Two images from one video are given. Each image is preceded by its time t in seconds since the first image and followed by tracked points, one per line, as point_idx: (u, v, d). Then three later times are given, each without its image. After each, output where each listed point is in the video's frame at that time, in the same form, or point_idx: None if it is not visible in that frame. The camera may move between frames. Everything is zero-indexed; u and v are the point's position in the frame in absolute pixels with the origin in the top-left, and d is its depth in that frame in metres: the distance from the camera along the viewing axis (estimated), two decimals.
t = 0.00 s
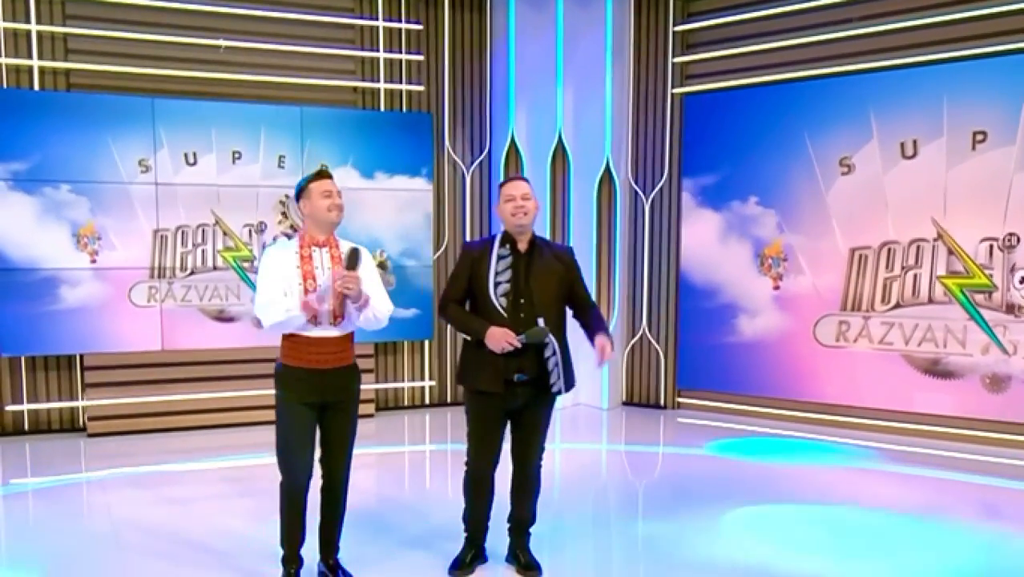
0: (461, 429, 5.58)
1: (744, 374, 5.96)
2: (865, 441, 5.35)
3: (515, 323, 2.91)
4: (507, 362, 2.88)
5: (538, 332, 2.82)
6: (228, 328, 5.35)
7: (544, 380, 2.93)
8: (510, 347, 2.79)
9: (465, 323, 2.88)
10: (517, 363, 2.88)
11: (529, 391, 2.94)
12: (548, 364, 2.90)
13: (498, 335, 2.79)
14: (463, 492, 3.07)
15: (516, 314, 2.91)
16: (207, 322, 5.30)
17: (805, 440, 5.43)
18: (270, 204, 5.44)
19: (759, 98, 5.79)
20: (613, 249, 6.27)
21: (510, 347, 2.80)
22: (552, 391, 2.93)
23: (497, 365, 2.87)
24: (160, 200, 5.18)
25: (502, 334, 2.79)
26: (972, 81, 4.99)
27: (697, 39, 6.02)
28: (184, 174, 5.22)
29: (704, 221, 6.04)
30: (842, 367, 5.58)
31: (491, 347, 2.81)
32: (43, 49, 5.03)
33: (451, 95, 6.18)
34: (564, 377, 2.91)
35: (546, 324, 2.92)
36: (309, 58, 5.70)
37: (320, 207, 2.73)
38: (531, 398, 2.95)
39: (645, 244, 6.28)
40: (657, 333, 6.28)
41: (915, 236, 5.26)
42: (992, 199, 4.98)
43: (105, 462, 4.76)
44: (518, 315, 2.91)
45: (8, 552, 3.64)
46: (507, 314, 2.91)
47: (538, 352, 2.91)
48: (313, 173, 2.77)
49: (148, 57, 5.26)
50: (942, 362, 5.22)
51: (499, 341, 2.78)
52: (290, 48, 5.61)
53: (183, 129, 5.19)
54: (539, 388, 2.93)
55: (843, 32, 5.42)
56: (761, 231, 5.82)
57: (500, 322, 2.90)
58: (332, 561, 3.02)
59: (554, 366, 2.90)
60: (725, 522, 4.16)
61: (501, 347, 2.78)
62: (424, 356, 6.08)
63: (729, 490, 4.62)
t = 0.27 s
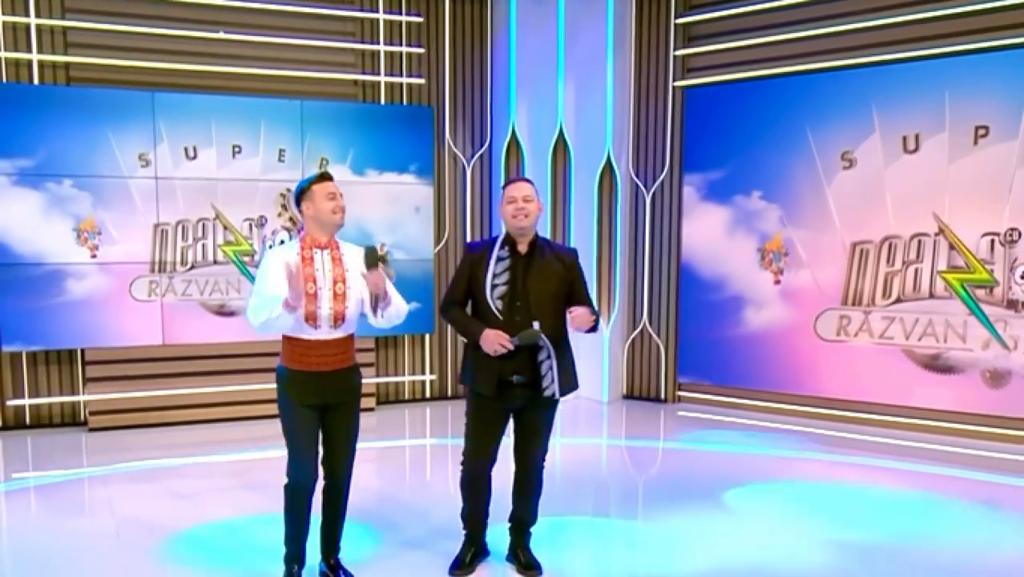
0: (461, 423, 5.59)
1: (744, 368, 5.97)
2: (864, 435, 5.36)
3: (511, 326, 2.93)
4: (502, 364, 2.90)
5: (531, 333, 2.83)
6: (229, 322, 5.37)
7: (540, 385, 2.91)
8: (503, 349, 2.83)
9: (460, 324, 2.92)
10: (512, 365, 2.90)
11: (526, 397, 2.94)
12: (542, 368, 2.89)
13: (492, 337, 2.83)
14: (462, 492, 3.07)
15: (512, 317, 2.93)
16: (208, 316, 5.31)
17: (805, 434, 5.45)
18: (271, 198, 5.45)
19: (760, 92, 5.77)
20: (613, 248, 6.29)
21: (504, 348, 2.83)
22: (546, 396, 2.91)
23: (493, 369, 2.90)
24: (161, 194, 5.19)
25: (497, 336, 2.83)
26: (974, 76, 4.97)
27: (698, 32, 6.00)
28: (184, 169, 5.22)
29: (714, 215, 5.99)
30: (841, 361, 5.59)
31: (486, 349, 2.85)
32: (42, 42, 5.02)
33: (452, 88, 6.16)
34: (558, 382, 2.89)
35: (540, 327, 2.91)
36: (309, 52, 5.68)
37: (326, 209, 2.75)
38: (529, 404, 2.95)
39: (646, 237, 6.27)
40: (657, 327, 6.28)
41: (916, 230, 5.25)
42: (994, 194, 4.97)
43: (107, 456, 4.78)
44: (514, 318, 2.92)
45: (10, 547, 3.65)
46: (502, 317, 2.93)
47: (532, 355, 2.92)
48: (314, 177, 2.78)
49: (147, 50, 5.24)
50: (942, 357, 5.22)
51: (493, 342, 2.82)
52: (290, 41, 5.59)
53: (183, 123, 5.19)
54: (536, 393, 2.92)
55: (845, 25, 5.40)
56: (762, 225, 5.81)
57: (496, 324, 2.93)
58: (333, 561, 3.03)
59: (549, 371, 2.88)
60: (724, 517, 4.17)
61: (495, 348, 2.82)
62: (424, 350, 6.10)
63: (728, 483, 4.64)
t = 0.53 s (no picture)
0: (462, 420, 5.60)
1: (744, 364, 5.97)
2: (864, 432, 5.37)
3: (504, 327, 2.93)
4: (496, 365, 2.91)
5: (522, 333, 2.81)
6: (230, 319, 5.38)
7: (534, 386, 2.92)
8: (497, 349, 2.83)
9: (455, 325, 2.94)
10: (506, 366, 2.91)
11: (521, 396, 2.96)
12: (536, 369, 2.89)
13: (485, 338, 2.84)
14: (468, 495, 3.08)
15: (505, 318, 2.93)
16: (208, 313, 5.32)
17: (805, 431, 5.45)
18: (271, 194, 5.45)
19: (761, 88, 5.76)
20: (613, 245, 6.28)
21: (498, 349, 2.83)
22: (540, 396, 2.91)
23: (487, 370, 2.91)
24: (161, 191, 5.19)
25: (489, 336, 2.84)
26: (976, 73, 4.96)
27: (700, 27, 5.98)
28: (185, 165, 5.22)
29: (720, 213, 5.97)
30: (841, 359, 5.59)
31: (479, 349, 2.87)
32: (42, 39, 5.00)
33: (452, 84, 6.14)
34: (552, 383, 2.88)
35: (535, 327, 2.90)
36: (309, 47, 5.67)
37: (328, 211, 2.73)
38: (524, 403, 2.97)
39: (647, 233, 6.26)
40: (658, 324, 6.28)
41: (917, 228, 5.24)
42: (996, 192, 4.96)
43: (108, 453, 4.79)
44: (507, 319, 2.92)
45: (13, 544, 3.66)
46: (496, 317, 2.93)
47: (525, 357, 2.92)
48: (313, 178, 2.75)
49: (147, 46, 5.23)
50: (942, 354, 5.22)
51: (485, 342, 2.83)
52: (290, 37, 5.58)
53: (183, 120, 5.18)
54: (530, 393, 2.94)
55: (847, 22, 5.38)
56: (763, 222, 5.80)
57: (489, 326, 2.93)
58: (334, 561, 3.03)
59: (543, 372, 2.87)
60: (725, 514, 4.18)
61: (487, 349, 2.83)
62: (424, 346, 6.10)
63: (728, 479, 4.65)
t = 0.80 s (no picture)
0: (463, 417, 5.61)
1: (744, 362, 5.98)
2: (863, 430, 5.38)
3: (493, 332, 2.93)
4: (484, 368, 2.90)
5: (508, 334, 2.81)
6: (231, 317, 5.41)
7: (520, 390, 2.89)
8: (484, 352, 2.83)
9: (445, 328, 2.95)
10: (494, 370, 2.90)
11: (509, 400, 2.93)
12: (522, 373, 2.87)
13: (472, 341, 2.84)
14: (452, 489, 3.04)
15: (494, 322, 2.92)
16: (209, 310, 5.34)
17: (804, 428, 5.47)
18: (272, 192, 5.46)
19: (763, 85, 5.75)
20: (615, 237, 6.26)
21: (486, 353, 2.84)
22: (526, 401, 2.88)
23: (475, 374, 2.90)
24: (162, 189, 5.20)
25: (477, 339, 2.84)
26: (978, 72, 4.95)
27: (702, 24, 5.96)
28: (185, 163, 5.23)
29: (726, 211, 5.95)
30: (841, 356, 5.60)
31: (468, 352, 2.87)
32: (43, 37, 5.00)
33: (454, 81, 6.13)
34: (537, 388, 2.86)
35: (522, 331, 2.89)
36: (309, 44, 5.65)
37: (328, 218, 2.73)
38: (515, 408, 2.93)
39: (648, 230, 6.26)
40: (659, 321, 6.29)
41: (919, 226, 5.24)
42: (998, 190, 4.95)
43: (110, 450, 4.81)
44: (495, 323, 2.92)
45: (16, 543, 3.68)
46: (484, 322, 2.93)
47: (513, 360, 2.90)
48: (315, 184, 2.76)
49: (147, 44, 5.22)
50: (943, 353, 5.22)
51: (473, 346, 2.84)
52: (290, 34, 5.56)
53: (184, 118, 5.19)
54: (517, 397, 2.90)
55: (849, 20, 5.36)
56: (764, 219, 5.80)
57: (478, 330, 2.93)
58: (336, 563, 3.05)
59: (527, 376, 2.86)
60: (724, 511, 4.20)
61: (475, 353, 2.83)
62: (425, 343, 6.11)
63: (727, 476, 4.66)
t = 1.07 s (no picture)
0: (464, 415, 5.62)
1: (745, 359, 5.98)
2: (864, 428, 5.38)
3: (478, 336, 2.92)
4: (469, 374, 2.89)
5: (496, 339, 2.80)
6: (232, 315, 5.40)
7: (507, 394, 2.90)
8: (471, 355, 2.83)
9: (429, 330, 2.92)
10: (478, 374, 2.90)
11: (495, 403, 2.95)
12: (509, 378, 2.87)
13: (459, 345, 2.84)
14: (444, 495, 3.07)
15: (478, 326, 2.92)
16: (210, 309, 5.33)
17: (806, 426, 5.46)
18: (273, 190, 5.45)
19: (764, 83, 5.73)
20: (617, 237, 6.26)
21: (473, 355, 2.84)
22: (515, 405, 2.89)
23: (460, 378, 2.89)
24: (163, 186, 5.20)
25: (464, 343, 2.83)
26: (982, 70, 4.93)
27: (704, 21, 5.94)
28: (186, 161, 5.22)
29: (734, 209, 5.92)
30: (842, 355, 5.60)
31: (453, 355, 2.86)
32: (43, 34, 4.99)
33: (455, 78, 6.12)
34: (526, 392, 2.87)
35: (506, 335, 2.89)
36: (310, 41, 5.64)
37: (330, 221, 2.72)
38: (501, 411, 2.95)
39: (649, 228, 6.26)
40: (661, 318, 6.29)
41: (921, 224, 5.23)
42: (1000, 189, 4.94)
43: (112, 449, 4.81)
44: (480, 327, 2.92)
45: (18, 541, 3.68)
46: (469, 327, 2.93)
47: (500, 365, 2.91)
48: (315, 187, 2.75)
49: (147, 41, 5.20)
50: (945, 351, 5.22)
51: (460, 350, 2.83)
52: (290, 30, 5.55)
53: (185, 116, 5.19)
54: (503, 399, 2.93)
55: (852, 17, 5.34)
56: (766, 217, 5.79)
57: (463, 334, 2.92)
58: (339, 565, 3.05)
59: (517, 382, 2.86)
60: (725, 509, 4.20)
61: (463, 356, 2.83)
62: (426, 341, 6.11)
63: (727, 474, 4.66)
